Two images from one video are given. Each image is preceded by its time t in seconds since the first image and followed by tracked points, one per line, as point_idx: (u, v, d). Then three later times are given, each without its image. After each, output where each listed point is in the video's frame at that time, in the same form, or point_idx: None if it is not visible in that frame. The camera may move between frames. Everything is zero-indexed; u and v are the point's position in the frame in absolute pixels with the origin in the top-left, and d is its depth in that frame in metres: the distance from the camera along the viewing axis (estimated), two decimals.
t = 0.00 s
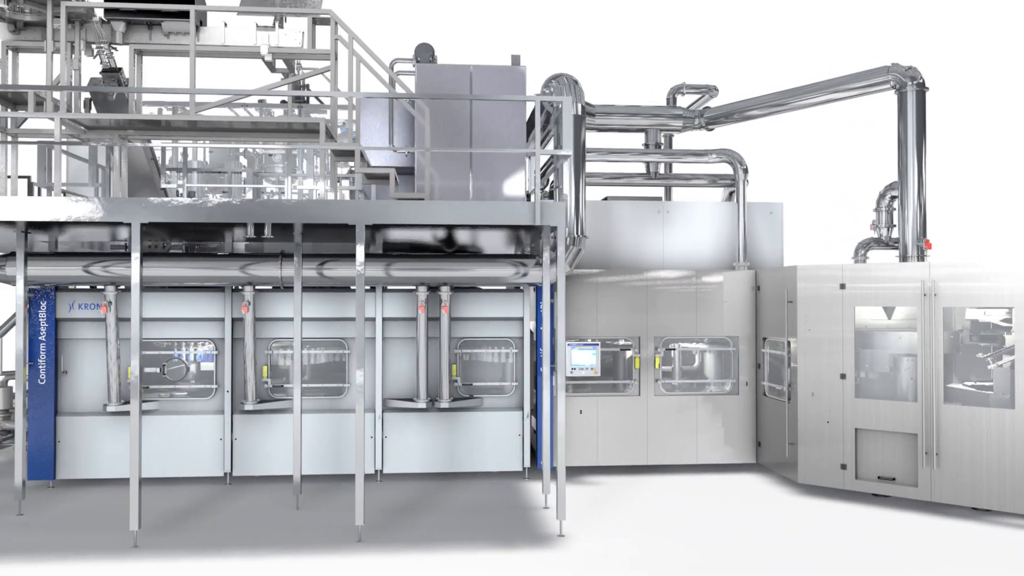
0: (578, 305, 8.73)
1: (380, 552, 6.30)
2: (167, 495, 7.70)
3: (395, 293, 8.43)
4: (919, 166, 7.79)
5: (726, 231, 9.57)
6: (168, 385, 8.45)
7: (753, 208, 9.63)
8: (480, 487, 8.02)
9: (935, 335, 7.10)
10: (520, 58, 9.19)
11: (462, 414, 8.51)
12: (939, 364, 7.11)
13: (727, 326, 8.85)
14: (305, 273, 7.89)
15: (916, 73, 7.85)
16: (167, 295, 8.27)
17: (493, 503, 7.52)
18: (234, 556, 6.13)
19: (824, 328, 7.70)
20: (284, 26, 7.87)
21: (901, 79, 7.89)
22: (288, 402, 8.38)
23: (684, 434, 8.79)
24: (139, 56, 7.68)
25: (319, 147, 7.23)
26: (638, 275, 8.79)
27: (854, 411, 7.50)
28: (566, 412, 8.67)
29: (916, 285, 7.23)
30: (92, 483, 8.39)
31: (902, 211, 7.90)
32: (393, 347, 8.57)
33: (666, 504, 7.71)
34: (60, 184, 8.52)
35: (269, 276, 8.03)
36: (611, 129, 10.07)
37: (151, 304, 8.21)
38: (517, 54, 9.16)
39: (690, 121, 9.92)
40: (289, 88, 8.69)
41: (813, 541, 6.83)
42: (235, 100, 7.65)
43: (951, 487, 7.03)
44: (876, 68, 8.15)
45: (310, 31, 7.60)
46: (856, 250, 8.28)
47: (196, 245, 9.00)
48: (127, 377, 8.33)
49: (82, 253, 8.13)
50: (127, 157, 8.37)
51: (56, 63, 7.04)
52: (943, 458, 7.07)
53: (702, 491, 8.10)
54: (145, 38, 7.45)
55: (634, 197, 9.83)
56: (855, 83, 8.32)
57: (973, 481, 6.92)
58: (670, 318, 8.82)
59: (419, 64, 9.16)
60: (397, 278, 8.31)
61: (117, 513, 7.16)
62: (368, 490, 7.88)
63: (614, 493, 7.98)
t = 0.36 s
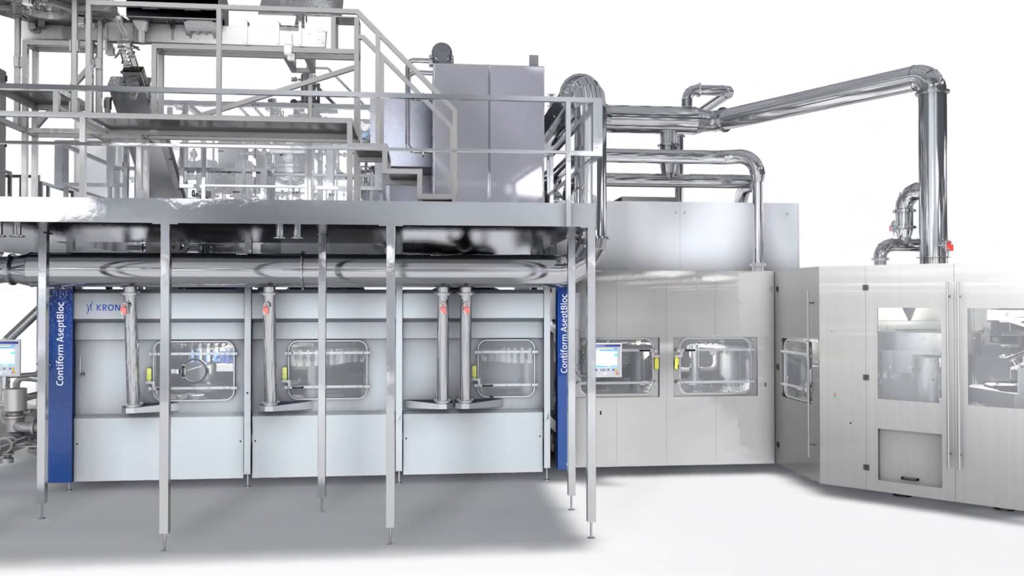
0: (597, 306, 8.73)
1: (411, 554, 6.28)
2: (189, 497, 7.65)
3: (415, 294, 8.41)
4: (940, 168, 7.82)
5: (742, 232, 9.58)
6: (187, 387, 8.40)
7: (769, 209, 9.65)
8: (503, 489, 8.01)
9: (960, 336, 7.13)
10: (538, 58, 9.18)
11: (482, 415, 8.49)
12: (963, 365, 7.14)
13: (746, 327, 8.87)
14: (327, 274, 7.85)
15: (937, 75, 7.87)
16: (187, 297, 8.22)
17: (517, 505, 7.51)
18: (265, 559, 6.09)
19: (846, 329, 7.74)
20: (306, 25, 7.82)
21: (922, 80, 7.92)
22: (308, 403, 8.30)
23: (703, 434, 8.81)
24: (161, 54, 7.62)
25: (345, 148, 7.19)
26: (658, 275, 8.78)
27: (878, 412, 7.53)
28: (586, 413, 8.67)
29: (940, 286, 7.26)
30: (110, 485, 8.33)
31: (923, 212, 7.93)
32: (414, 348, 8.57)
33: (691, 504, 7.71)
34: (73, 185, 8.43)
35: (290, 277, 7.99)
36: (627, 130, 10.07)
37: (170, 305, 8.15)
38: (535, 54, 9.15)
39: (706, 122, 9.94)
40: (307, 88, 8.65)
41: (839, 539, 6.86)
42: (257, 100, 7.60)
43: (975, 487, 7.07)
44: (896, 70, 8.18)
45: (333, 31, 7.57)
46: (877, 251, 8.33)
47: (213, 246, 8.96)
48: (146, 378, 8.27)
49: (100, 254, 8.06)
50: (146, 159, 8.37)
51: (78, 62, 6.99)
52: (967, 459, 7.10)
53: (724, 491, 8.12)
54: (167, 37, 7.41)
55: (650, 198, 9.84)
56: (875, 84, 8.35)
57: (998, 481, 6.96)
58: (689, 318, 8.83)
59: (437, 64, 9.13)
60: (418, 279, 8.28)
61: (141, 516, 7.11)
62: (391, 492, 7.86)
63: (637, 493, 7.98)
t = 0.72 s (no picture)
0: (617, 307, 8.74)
1: (443, 555, 6.27)
2: (211, 499, 7.62)
3: (436, 295, 8.39)
4: (962, 169, 7.85)
5: (759, 232, 9.60)
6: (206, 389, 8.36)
7: (785, 210, 9.67)
8: (525, 490, 8.01)
9: (984, 337, 7.16)
10: (555, 59, 9.18)
11: (503, 416, 8.48)
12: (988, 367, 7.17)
13: (765, 328, 8.89)
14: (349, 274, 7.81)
15: (958, 76, 7.91)
16: (207, 298, 8.18)
17: (542, 506, 7.51)
18: (296, 562, 6.07)
19: (868, 330, 7.76)
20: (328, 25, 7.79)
21: (944, 82, 7.95)
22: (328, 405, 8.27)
23: (722, 435, 8.82)
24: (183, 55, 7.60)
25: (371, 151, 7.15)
26: (677, 276, 8.80)
27: (901, 413, 7.56)
28: (606, 414, 8.67)
29: (965, 288, 7.29)
30: (129, 487, 8.29)
31: (944, 214, 7.95)
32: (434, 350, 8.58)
33: (714, 504, 7.73)
34: (91, 185, 8.37)
35: (312, 278, 7.96)
36: (642, 131, 10.07)
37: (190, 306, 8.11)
38: (552, 55, 9.14)
39: (723, 123, 9.96)
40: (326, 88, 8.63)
41: (864, 539, 6.88)
42: (280, 101, 7.57)
43: (999, 488, 7.11)
44: (916, 71, 8.20)
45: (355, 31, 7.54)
46: (897, 252, 8.35)
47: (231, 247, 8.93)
48: (166, 380, 8.24)
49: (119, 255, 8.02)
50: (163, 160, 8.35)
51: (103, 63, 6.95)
52: (991, 460, 7.14)
53: (745, 492, 8.13)
54: (190, 37, 7.39)
55: (667, 199, 9.86)
56: (894, 85, 8.38)
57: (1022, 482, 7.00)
58: (708, 319, 8.84)
59: (455, 65, 9.12)
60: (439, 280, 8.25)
61: (166, 518, 7.08)
62: (414, 493, 7.85)
63: (660, 494, 7.99)
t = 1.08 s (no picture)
0: (637, 308, 8.75)
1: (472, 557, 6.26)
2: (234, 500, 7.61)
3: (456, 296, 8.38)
4: (983, 170, 7.86)
5: (776, 233, 9.61)
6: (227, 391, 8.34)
7: (802, 210, 9.69)
8: (547, 492, 8.01)
9: (1008, 339, 7.18)
10: (574, 59, 9.18)
11: (523, 417, 8.48)
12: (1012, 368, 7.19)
13: (783, 329, 8.90)
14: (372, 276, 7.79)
15: (979, 78, 7.92)
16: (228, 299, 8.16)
17: (566, 508, 7.50)
18: (326, 564, 6.06)
19: (890, 331, 7.77)
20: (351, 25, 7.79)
21: (965, 84, 7.97)
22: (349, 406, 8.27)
23: (741, 436, 8.83)
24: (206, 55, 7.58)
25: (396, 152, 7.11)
26: (695, 277, 8.81)
27: (924, 414, 7.57)
28: (627, 415, 8.67)
29: (988, 289, 7.31)
30: (149, 488, 8.27)
31: (965, 215, 7.96)
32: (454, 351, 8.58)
33: (737, 505, 7.73)
34: (110, 186, 8.35)
35: (333, 280, 7.95)
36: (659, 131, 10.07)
37: (211, 308, 8.09)
38: (571, 55, 9.14)
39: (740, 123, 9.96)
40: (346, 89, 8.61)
41: (890, 539, 6.90)
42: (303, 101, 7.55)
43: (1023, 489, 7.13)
44: (936, 72, 8.22)
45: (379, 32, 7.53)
46: (917, 253, 8.37)
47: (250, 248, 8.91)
48: (187, 381, 8.22)
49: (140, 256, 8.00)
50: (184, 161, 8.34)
51: (127, 63, 6.95)
52: (1015, 461, 7.16)
53: (766, 493, 8.14)
54: (214, 38, 7.38)
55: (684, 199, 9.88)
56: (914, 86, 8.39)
57: None
58: (727, 320, 8.85)
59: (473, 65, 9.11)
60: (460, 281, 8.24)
61: (191, 520, 7.07)
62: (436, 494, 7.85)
63: (682, 496, 7.99)
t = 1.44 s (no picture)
0: (658, 309, 8.74)
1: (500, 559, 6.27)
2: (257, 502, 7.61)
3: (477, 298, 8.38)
4: (1006, 172, 7.85)
5: (794, 233, 9.62)
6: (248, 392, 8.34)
7: (819, 210, 9.69)
8: (569, 493, 8.01)
9: None
10: (592, 60, 9.17)
11: (544, 418, 8.48)
12: None
13: (803, 329, 8.90)
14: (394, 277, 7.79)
15: (1001, 79, 7.92)
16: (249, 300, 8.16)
17: (589, 509, 7.51)
18: (355, 565, 6.07)
19: (912, 333, 7.77)
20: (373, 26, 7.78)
21: (987, 85, 7.96)
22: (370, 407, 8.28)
23: (760, 437, 8.84)
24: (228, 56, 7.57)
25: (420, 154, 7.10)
26: (715, 278, 8.80)
27: (946, 415, 7.58)
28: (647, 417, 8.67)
29: (1012, 290, 7.31)
30: (170, 490, 8.27)
31: (987, 217, 7.96)
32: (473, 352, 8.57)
33: (759, 506, 7.74)
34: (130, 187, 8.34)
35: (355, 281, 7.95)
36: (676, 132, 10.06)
37: (232, 309, 8.08)
38: (590, 56, 9.13)
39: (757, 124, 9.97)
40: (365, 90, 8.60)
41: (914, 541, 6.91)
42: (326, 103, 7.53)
43: None
44: (957, 73, 8.21)
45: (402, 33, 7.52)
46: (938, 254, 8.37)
47: (269, 249, 8.90)
48: (208, 382, 8.22)
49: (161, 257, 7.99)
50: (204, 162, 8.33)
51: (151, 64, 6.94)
52: None
53: (787, 494, 8.15)
54: (237, 38, 7.37)
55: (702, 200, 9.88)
56: (935, 88, 8.38)
57: None
58: (747, 321, 8.85)
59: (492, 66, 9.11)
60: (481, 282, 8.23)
61: (216, 522, 7.07)
62: (459, 496, 7.85)
63: (704, 497, 8.00)
